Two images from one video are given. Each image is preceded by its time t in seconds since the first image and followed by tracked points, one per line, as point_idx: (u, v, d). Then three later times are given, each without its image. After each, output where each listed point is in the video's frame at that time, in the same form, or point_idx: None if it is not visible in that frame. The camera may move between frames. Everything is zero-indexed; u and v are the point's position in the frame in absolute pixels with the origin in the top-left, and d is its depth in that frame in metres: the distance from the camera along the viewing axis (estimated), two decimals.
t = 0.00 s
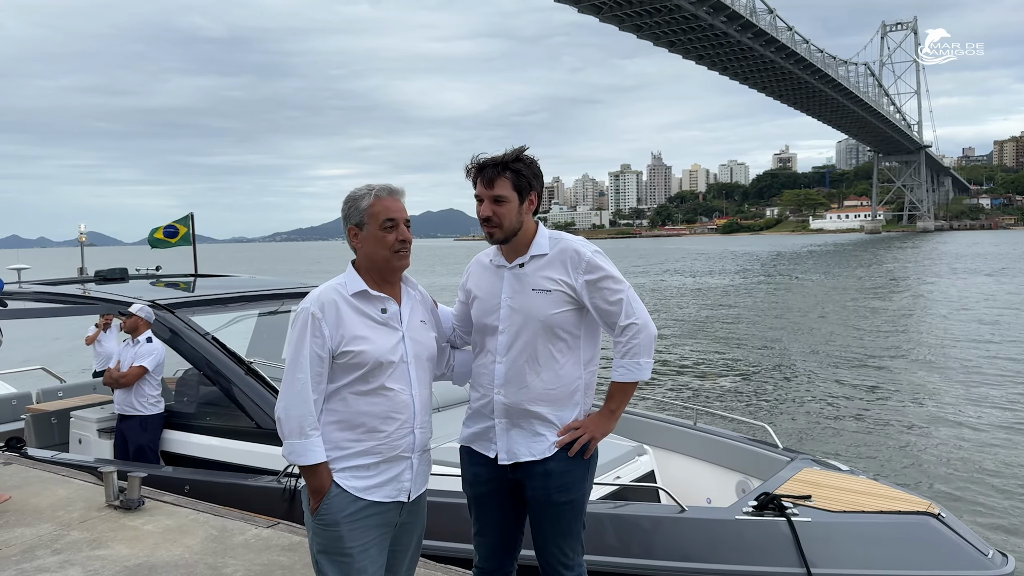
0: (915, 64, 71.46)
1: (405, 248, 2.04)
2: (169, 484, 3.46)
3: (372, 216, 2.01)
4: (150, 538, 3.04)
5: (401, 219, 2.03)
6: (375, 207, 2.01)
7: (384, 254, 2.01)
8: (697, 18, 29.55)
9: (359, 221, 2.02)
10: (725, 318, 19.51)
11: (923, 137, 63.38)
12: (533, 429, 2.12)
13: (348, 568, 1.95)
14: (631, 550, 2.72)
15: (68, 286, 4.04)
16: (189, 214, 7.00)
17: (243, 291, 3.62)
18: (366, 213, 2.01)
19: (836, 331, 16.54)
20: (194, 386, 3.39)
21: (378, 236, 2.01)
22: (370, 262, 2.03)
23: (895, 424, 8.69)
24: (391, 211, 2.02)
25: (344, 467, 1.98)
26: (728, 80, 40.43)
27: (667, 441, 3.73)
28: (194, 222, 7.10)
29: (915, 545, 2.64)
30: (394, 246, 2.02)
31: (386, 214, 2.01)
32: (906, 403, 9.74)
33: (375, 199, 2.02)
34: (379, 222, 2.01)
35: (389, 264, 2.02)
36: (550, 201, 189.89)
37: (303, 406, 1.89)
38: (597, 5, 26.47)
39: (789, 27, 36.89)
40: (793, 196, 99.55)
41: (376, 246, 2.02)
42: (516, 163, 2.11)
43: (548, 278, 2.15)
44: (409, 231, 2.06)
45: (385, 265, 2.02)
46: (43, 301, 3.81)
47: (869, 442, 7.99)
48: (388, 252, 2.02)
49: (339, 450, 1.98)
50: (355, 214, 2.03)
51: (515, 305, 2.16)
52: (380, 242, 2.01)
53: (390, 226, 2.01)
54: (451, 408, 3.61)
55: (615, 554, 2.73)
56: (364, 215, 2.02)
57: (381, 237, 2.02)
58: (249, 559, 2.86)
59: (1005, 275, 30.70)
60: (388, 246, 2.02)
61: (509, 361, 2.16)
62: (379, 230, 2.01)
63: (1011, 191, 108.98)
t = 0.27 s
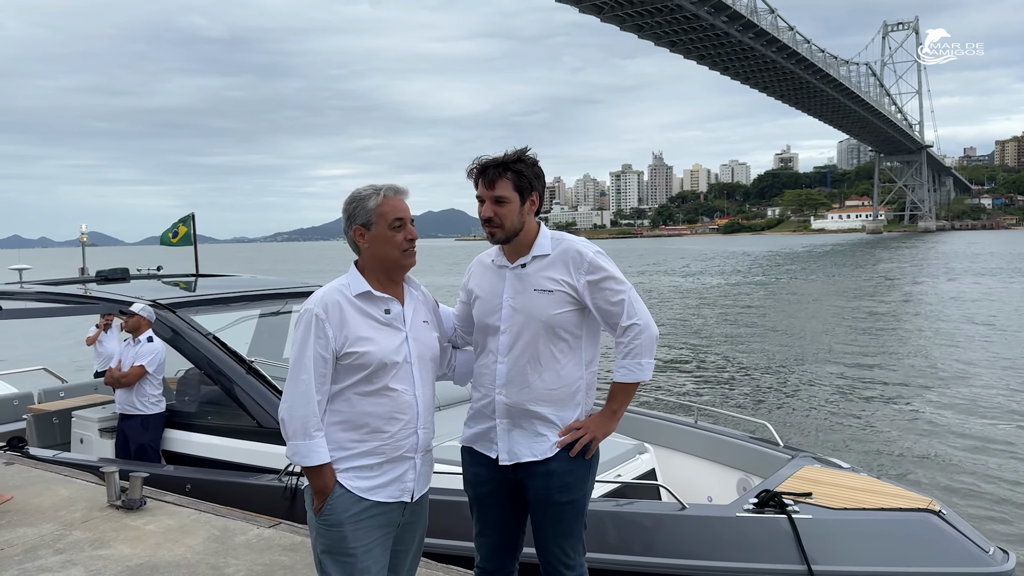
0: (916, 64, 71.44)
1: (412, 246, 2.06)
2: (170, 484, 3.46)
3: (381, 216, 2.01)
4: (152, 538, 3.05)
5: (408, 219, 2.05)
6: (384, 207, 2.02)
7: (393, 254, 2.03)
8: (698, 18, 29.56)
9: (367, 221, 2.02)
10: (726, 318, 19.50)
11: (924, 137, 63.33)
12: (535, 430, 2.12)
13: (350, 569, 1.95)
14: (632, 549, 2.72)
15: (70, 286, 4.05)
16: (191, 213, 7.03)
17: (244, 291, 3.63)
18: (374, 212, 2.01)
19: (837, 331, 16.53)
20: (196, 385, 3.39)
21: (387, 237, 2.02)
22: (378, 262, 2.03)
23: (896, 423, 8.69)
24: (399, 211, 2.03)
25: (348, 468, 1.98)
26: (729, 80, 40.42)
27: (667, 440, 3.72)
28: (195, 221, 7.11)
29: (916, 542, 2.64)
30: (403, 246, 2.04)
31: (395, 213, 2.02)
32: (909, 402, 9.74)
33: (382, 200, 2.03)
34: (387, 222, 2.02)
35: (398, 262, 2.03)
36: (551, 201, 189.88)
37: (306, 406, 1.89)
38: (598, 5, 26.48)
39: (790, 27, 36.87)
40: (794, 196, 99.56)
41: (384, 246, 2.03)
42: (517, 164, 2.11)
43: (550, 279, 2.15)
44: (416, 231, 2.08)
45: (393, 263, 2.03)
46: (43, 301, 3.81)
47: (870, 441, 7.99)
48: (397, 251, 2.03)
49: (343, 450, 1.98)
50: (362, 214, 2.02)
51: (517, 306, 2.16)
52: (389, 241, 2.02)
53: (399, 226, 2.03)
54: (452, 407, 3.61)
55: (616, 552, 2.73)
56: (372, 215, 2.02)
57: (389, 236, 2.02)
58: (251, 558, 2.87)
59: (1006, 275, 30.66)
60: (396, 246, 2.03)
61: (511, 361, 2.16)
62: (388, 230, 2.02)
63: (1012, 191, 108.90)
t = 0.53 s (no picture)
0: (917, 65, 71.38)
1: (416, 245, 2.06)
2: (172, 483, 3.46)
3: (384, 216, 2.02)
4: (154, 537, 3.05)
5: (411, 218, 2.05)
6: (387, 206, 2.02)
7: (397, 253, 2.03)
8: (699, 18, 29.55)
9: (370, 221, 2.02)
10: (727, 318, 19.48)
11: (926, 137, 63.25)
12: (536, 430, 2.12)
13: (353, 569, 1.95)
14: (632, 548, 2.73)
15: (71, 285, 4.05)
16: (193, 213, 7.05)
17: (245, 291, 3.63)
18: (378, 212, 2.01)
19: (838, 331, 16.51)
20: (196, 385, 3.39)
21: (391, 236, 2.03)
22: (382, 262, 2.04)
23: (897, 423, 8.67)
24: (402, 210, 2.03)
25: (351, 468, 1.98)
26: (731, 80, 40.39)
27: (668, 439, 3.72)
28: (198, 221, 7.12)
29: (916, 541, 2.64)
30: (407, 245, 2.05)
31: (398, 214, 2.03)
32: (910, 402, 9.71)
33: (385, 200, 2.03)
34: (391, 221, 2.02)
35: (402, 262, 2.04)
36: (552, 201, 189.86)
37: (310, 406, 1.90)
38: (600, 5, 26.47)
39: (792, 27, 36.83)
40: (796, 196, 99.48)
41: (389, 245, 2.03)
42: (517, 164, 2.11)
43: (551, 279, 2.15)
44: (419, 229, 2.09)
45: (398, 263, 2.04)
46: (44, 301, 3.81)
47: (872, 441, 7.98)
48: (401, 250, 2.04)
49: (345, 450, 1.98)
50: (365, 214, 2.02)
51: (518, 306, 2.16)
52: (392, 241, 2.03)
53: (403, 225, 2.03)
54: (453, 407, 3.61)
55: (616, 551, 2.73)
56: (376, 214, 2.02)
57: (393, 236, 2.03)
58: (251, 558, 2.87)
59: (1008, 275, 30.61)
60: (401, 245, 2.04)
61: (512, 361, 2.16)
62: (391, 229, 2.02)
63: (1014, 191, 108.79)
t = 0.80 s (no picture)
0: (919, 65, 71.36)
1: (418, 244, 2.07)
2: (172, 482, 3.48)
3: (386, 214, 2.02)
4: (156, 536, 3.06)
5: (413, 217, 2.06)
6: (388, 206, 2.03)
7: (399, 252, 2.04)
8: (701, 18, 29.58)
9: (372, 220, 2.03)
10: (729, 318, 19.45)
11: (927, 137, 63.22)
12: (537, 429, 2.13)
13: (355, 568, 1.96)
14: (633, 548, 2.73)
15: (72, 285, 4.06)
16: (195, 214, 7.06)
17: (246, 291, 3.63)
18: (379, 211, 2.02)
19: (839, 331, 16.49)
20: (198, 385, 3.40)
21: (392, 235, 2.03)
22: (384, 260, 2.04)
23: (899, 424, 8.66)
24: (403, 209, 2.04)
25: (353, 467, 1.99)
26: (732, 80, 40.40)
27: (669, 441, 3.73)
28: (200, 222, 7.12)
29: (918, 543, 2.65)
30: (409, 244, 2.05)
31: (399, 212, 2.03)
32: (911, 403, 9.69)
33: (387, 199, 2.04)
34: (392, 221, 2.02)
35: (404, 260, 2.04)
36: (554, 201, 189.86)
37: (313, 407, 1.90)
38: (601, 5, 26.48)
39: (794, 27, 36.83)
40: (797, 196, 99.40)
41: (391, 244, 2.04)
42: (517, 165, 2.11)
43: (552, 279, 2.16)
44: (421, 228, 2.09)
45: (399, 261, 2.05)
46: (46, 301, 3.82)
47: (873, 441, 7.98)
48: (403, 249, 2.05)
49: (348, 450, 1.99)
50: (367, 213, 2.03)
51: (520, 306, 2.16)
52: (395, 240, 2.03)
53: (404, 224, 2.04)
54: (454, 407, 3.62)
55: (617, 553, 2.74)
56: (378, 214, 2.02)
57: (395, 235, 2.03)
58: (253, 557, 2.88)
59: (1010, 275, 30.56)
60: (403, 243, 2.05)
61: (513, 361, 2.16)
62: (393, 228, 2.03)
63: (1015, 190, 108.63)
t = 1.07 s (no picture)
0: (920, 65, 71.33)
1: (419, 242, 2.07)
2: (174, 483, 3.48)
3: (387, 213, 2.03)
4: (157, 536, 3.07)
5: (413, 216, 2.07)
6: (389, 204, 2.03)
7: (401, 250, 2.04)
8: (701, 18, 29.57)
9: (373, 219, 2.03)
10: (729, 318, 19.43)
11: (928, 137, 63.18)
12: (537, 429, 2.13)
13: (357, 568, 1.96)
14: (634, 551, 2.74)
15: (74, 286, 4.07)
16: (197, 214, 7.07)
17: (247, 291, 3.64)
18: (381, 210, 2.03)
19: (840, 332, 16.47)
20: (199, 386, 3.41)
21: (394, 233, 2.04)
22: (386, 258, 2.05)
23: (900, 425, 8.65)
24: (403, 207, 2.04)
25: (354, 467, 1.99)
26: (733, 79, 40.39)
27: (670, 444, 3.73)
28: (201, 224, 7.12)
29: (919, 548, 2.65)
30: (410, 242, 2.06)
31: (400, 210, 2.04)
32: (912, 404, 9.69)
33: (387, 197, 2.04)
34: (394, 218, 2.03)
35: (406, 259, 2.05)
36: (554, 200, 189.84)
37: (313, 407, 1.91)
38: (602, 4, 26.48)
39: (795, 26, 36.80)
40: (798, 196, 99.42)
41: (392, 242, 2.04)
42: (517, 165, 2.12)
43: (553, 279, 2.16)
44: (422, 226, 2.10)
45: (401, 259, 2.05)
46: (48, 301, 3.83)
47: (874, 443, 7.97)
48: (405, 247, 2.05)
49: (348, 450, 2.00)
50: (368, 212, 2.03)
51: (521, 306, 2.17)
52: (396, 237, 2.04)
53: (405, 222, 2.04)
54: (455, 408, 3.63)
55: (618, 555, 2.75)
56: (379, 212, 2.03)
57: (396, 233, 2.04)
58: (254, 557, 2.89)
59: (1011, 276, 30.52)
60: (405, 241, 2.05)
61: (513, 361, 2.17)
62: (395, 226, 2.03)
63: (1017, 190, 108.58)
